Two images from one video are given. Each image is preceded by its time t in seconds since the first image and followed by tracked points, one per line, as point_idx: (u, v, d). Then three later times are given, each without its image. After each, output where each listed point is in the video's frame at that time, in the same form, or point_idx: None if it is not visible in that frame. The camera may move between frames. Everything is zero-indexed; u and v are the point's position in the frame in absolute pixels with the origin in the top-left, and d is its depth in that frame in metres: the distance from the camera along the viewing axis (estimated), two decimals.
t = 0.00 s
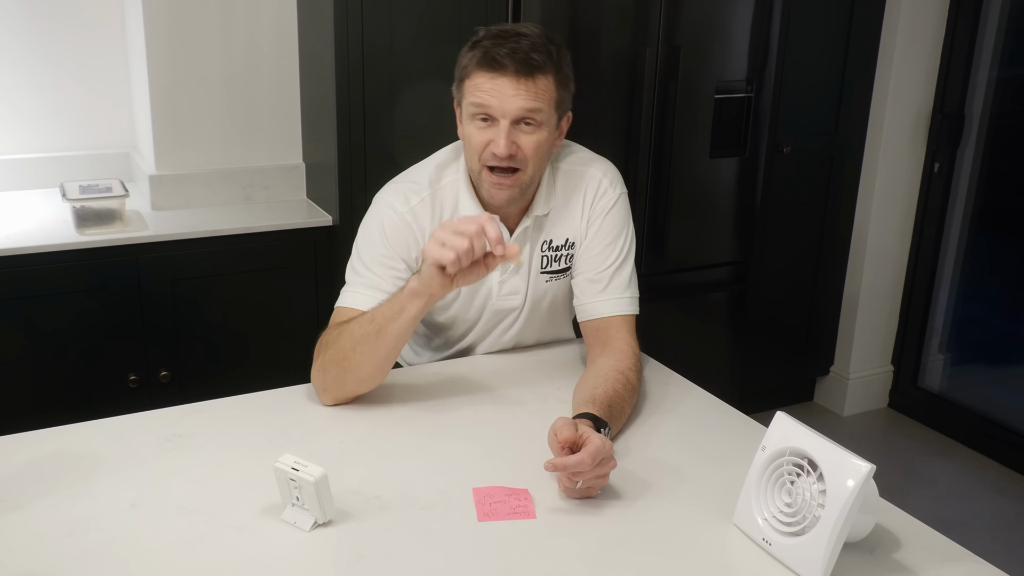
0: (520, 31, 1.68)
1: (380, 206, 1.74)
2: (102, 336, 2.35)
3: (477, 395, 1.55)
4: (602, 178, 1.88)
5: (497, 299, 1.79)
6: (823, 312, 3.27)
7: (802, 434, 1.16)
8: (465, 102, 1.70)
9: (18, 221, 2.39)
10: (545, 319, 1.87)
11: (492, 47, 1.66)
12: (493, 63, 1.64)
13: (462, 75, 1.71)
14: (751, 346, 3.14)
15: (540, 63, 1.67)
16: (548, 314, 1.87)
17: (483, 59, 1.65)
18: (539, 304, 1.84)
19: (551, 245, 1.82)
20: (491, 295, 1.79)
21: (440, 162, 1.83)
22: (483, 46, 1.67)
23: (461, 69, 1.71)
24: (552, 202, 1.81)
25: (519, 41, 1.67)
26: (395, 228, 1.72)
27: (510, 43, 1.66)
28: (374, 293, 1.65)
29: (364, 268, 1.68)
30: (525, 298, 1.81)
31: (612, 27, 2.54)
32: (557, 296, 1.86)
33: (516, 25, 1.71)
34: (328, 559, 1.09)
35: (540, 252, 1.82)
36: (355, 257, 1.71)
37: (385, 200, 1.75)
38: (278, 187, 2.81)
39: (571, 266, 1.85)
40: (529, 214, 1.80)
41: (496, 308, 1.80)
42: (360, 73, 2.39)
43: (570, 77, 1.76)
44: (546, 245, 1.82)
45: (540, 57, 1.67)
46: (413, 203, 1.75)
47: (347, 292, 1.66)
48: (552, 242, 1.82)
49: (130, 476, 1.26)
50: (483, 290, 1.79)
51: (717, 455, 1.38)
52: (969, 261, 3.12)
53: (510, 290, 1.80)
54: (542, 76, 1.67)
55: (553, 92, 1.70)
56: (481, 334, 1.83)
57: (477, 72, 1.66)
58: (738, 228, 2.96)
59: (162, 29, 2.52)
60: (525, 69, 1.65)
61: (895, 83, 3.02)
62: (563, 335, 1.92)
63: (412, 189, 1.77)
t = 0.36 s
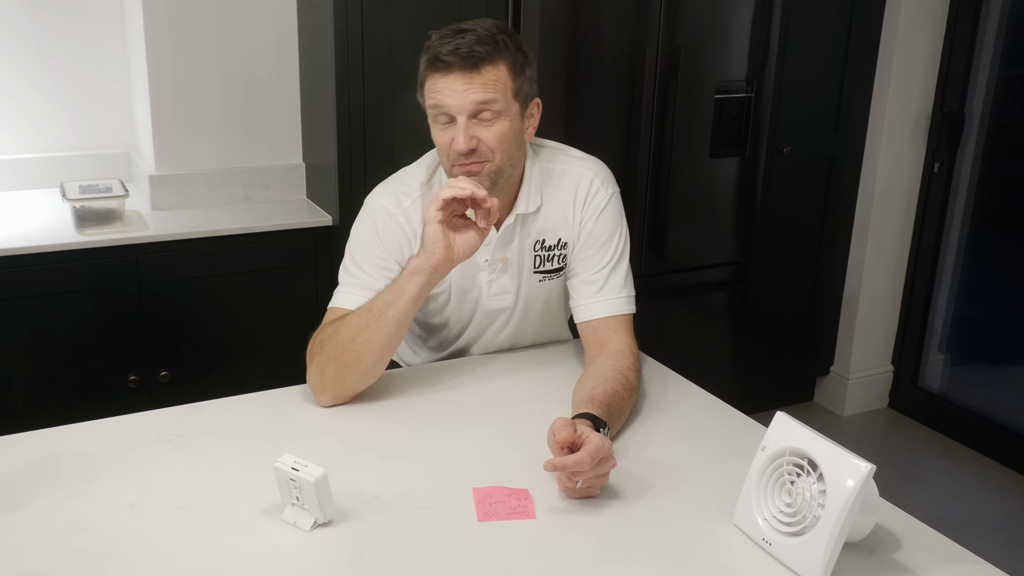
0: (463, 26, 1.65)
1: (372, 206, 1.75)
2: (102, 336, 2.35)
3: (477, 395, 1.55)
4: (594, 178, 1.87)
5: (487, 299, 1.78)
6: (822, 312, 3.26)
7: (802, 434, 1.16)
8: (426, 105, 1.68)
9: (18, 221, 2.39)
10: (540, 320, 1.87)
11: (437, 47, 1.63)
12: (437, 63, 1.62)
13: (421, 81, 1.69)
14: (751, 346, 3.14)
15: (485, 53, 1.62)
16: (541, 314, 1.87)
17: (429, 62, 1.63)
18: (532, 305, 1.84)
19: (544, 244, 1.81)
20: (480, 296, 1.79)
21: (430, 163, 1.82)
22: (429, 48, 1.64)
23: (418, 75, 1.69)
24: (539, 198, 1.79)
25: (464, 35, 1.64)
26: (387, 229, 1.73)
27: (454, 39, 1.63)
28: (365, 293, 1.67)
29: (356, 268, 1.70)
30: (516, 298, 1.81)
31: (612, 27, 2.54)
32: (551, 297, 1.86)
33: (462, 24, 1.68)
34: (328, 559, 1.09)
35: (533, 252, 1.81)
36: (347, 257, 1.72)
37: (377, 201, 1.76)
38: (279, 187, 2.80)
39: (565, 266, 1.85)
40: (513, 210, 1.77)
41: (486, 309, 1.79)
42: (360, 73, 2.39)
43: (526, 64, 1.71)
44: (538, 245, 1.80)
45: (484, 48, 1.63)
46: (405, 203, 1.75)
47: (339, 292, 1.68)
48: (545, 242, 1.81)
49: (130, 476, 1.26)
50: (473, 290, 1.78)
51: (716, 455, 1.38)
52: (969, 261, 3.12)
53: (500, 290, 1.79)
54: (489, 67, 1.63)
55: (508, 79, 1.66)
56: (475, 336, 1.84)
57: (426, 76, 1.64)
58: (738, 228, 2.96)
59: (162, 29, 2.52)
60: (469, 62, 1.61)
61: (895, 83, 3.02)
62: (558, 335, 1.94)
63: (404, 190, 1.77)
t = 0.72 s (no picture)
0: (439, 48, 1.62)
1: (370, 206, 1.76)
2: (102, 336, 2.35)
3: (477, 395, 1.55)
4: (590, 178, 1.86)
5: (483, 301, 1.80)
6: (822, 313, 3.26)
7: (802, 434, 1.16)
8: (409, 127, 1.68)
9: (19, 221, 2.39)
10: (539, 321, 1.87)
11: (415, 74, 1.61)
12: (415, 92, 1.60)
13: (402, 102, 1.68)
14: (751, 345, 3.14)
15: (462, 80, 1.60)
16: (541, 315, 1.87)
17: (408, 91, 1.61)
18: (531, 306, 1.84)
19: (540, 247, 1.81)
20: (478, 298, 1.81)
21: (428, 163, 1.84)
22: (408, 73, 1.62)
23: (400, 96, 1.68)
24: (535, 203, 1.79)
25: (441, 59, 1.61)
26: (384, 229, 1.74)
27: (431, 65, 1.61)
28: (364, 293, 1.66)
29: (355, 268, 1.69)
30: (513, 300, 1.82)
31: (612, 27, 2.54)
32: (550, 299, 1.86)
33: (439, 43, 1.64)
34: (327, 559, 1.09)
35: (530, 255, 1.81)
36: (347, 256, 1.72)
37: (375, 200, 1.77)
38: (279, 187, 2.80)
39: (564, 267, 1.84)
40: (507, 217, 1.78)
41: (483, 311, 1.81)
42: (360, 72, 2.39)
43: (507, 79, 1.68)
44: (536, 247, 1.81)
45: (461, 74, 1.60)
46: (403, 203, 1.76)
47: (340, 293, 1.67)
48: (542, 244, 1.81)
49: (130, 476, 1.26)
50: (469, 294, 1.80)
51: (716, 455, 1.38)
52: (969, 261, 3.12)
53: (495, 292, 1.81)
54: (468, 93, 1.61)
55: (490, 101, 1.64)
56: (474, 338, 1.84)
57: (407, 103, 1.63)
58: (738, 228, 2.96)
59: (162, 29, 2.52)
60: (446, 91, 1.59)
61: (895, 83, 3.02)
62: (559, 336, 1.94)
63: (402, 189, 1.78)
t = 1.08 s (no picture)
0: (455, 36, 1.63)
1: (371, 207, 1.76)
2: (102, 336, 2.35)
3: (477, 395, 1.55)
4: (593, 178, 1.86)
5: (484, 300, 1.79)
6: (823, 312, 3.26)
7: (802, 434, 1.16)
8: (422, 117, 1.68)
9: (18, 221, 2.39)
10: (540, 321, 1.87)
11: (430, 62, 1.62)
12: (432, 79, 1.61)
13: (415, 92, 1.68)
14: (751, 345, 3.14)
15: (480, 66, 1.62)
16: (542, 315, 1.87)
17: (424, 77, 1.62)
18: (532, 305, 1.84)
19: (543, 245, 1.81)
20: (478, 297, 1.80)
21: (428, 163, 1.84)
22: (423, 61, 1.63)
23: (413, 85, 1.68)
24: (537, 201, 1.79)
25: (457, 47, 1.62)
26: (385, 230, 1.74)
27: (447, 53, 1.62)
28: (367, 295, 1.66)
29: (356, 269, 1.69)
30: (514, 299, 1.81)
31: (612, 26, 2.53)
32: (551, 298, 1.86)
33: (454, 31, 1.66)
34: (327, 559, 1.09)
35: (533, 253, 1.81)
36: (348, 258, 1.72)
37: (376, 201, 1.77)
38: (278, 187, 2.80)
39: (565, 266, 1.85)
40: (510, 214, 1.78)
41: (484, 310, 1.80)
42: (360, 72, 2.39)
43: (520, 69, 1.70)
44: (538, 246, 1.81)
45: (479, 61, 1.62)
46: (404, 204, 1.76)
47: (340, 293, 1.67)
48: (544, 243, 1.82)
49: (131, 476, 1.26)
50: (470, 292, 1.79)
51: (717, 455, 1.38)
52: (969, 261, 3.12)
53: (497, 291, 1.80)
54: (485, 80, 1.62)
55: (505, 90, 1.66)
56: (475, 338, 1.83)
57: (423, 90, 1.63)
58: (738, 228, 2.96)
59: (162, 29, 2.52)
60: (464, 78, 1.60)
61: (895, 82, 3.02)
62: (559, 336, 1.94)
63: (403, 191, 1.78)
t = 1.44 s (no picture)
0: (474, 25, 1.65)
1: (370, 205, 1.76)
2: (102, 336, 2.35)
3: (477, 395, 1.55)
4: (595, 177, 1.86)
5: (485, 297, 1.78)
6: (823, 312, 3.26)
7: (802, 434, 1.16)
8: (438, 107, 1.68)
9: (18, 221, 2.39)
10: (539, 320, 1.87)
11: (450, 49, 1.63)
12: (454, 65, 1.62)
13: (429, 82, 1.68)
14: (752, 344, 3.14)
15: (501, 53, 1.63)
16: (542, 314, 1.87)
17: (446, 64, 1.62)
18: (532, 303, 1.84)
19: (545, 243, 1.81)
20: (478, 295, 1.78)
21: (427, 160, 1.83)
22: (441, 50, 1.64)
23: (427, 76, 1.69)
24: (540, 198, 1.79)
25: (476, 35, 1.64)
26: (385, 227, 1.73)
27: (467, 41, 1.63)
28: (367, 295, 1.67)
29: (356, 267, 1.70)
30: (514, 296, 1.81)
31: (612, 26, 2.53)
32: (551, 296, 1.86)
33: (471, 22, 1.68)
34: (327, 559, 1.09)
35: (535, 250, 1.81)
36: (348, 257, 1.72)
37: (376, 199, 1.76)
38: (278, 187, 2.80)
39: (566, 265, 1.85)
40: (513, 210, 1.78)
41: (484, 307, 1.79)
42: (360, 71, 2.39)
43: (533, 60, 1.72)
44: (539, 244, 1.81)
45: (500, 48, 1.64)
46: (404, 201, 1.75)
47: (340, 292, 1.68)
48: (546, 240, 1.81)
49: (130, 476, 1.26)
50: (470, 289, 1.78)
51: (717, 455, 1.38)
52: (969, 261, 3.12)
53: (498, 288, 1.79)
54: (506, 66, 1.64)
55: (523, 79, 1.67)
56: (474, 337, 1.83)
57: (443, 77, 1.63)
58: (738, 228, 2.96)
59: (162, 29, 2.52)
60: (487, 63, 1.62)
61: (895, 81, 3.02)
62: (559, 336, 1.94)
63: (402, 187, 1.77)
